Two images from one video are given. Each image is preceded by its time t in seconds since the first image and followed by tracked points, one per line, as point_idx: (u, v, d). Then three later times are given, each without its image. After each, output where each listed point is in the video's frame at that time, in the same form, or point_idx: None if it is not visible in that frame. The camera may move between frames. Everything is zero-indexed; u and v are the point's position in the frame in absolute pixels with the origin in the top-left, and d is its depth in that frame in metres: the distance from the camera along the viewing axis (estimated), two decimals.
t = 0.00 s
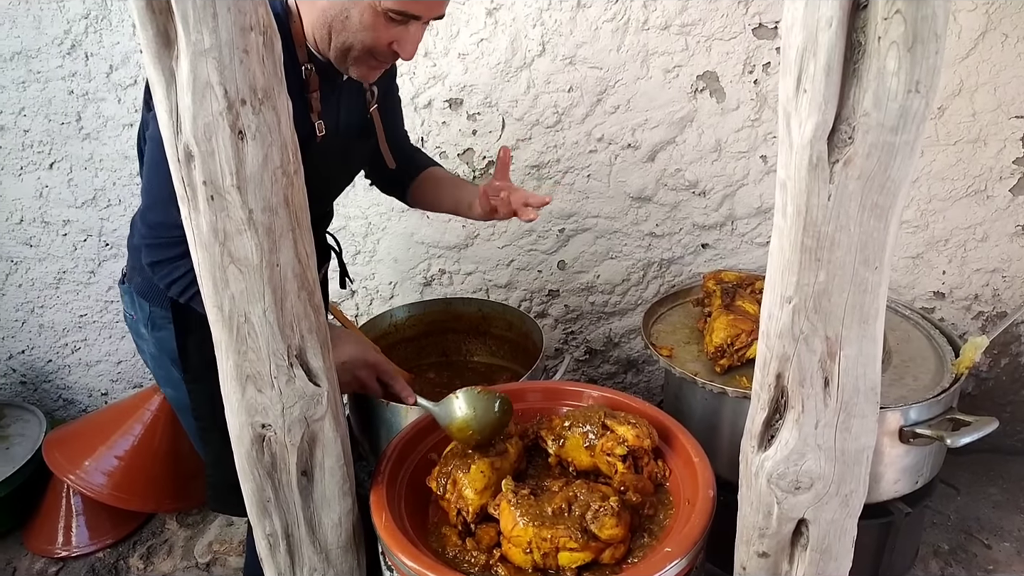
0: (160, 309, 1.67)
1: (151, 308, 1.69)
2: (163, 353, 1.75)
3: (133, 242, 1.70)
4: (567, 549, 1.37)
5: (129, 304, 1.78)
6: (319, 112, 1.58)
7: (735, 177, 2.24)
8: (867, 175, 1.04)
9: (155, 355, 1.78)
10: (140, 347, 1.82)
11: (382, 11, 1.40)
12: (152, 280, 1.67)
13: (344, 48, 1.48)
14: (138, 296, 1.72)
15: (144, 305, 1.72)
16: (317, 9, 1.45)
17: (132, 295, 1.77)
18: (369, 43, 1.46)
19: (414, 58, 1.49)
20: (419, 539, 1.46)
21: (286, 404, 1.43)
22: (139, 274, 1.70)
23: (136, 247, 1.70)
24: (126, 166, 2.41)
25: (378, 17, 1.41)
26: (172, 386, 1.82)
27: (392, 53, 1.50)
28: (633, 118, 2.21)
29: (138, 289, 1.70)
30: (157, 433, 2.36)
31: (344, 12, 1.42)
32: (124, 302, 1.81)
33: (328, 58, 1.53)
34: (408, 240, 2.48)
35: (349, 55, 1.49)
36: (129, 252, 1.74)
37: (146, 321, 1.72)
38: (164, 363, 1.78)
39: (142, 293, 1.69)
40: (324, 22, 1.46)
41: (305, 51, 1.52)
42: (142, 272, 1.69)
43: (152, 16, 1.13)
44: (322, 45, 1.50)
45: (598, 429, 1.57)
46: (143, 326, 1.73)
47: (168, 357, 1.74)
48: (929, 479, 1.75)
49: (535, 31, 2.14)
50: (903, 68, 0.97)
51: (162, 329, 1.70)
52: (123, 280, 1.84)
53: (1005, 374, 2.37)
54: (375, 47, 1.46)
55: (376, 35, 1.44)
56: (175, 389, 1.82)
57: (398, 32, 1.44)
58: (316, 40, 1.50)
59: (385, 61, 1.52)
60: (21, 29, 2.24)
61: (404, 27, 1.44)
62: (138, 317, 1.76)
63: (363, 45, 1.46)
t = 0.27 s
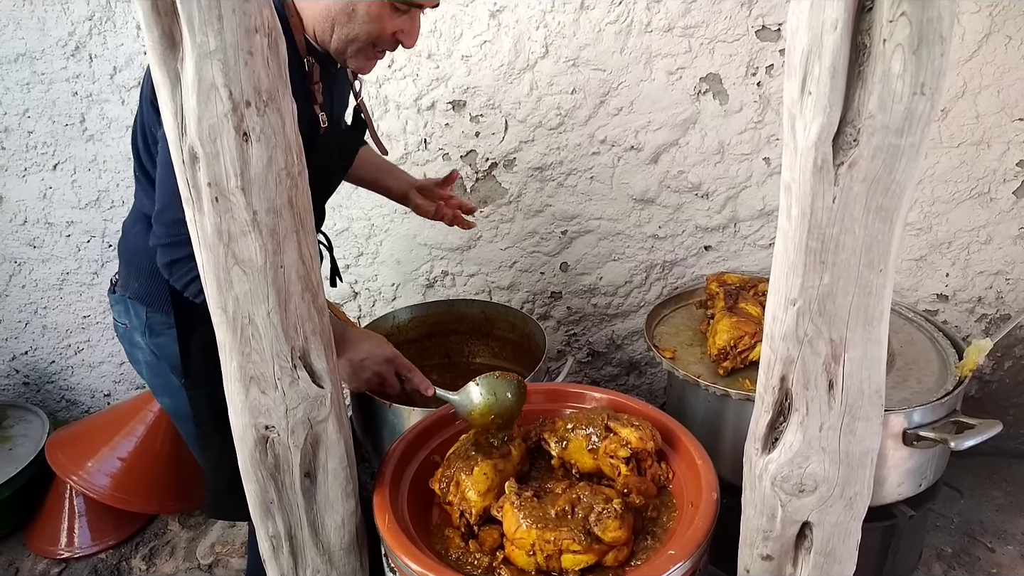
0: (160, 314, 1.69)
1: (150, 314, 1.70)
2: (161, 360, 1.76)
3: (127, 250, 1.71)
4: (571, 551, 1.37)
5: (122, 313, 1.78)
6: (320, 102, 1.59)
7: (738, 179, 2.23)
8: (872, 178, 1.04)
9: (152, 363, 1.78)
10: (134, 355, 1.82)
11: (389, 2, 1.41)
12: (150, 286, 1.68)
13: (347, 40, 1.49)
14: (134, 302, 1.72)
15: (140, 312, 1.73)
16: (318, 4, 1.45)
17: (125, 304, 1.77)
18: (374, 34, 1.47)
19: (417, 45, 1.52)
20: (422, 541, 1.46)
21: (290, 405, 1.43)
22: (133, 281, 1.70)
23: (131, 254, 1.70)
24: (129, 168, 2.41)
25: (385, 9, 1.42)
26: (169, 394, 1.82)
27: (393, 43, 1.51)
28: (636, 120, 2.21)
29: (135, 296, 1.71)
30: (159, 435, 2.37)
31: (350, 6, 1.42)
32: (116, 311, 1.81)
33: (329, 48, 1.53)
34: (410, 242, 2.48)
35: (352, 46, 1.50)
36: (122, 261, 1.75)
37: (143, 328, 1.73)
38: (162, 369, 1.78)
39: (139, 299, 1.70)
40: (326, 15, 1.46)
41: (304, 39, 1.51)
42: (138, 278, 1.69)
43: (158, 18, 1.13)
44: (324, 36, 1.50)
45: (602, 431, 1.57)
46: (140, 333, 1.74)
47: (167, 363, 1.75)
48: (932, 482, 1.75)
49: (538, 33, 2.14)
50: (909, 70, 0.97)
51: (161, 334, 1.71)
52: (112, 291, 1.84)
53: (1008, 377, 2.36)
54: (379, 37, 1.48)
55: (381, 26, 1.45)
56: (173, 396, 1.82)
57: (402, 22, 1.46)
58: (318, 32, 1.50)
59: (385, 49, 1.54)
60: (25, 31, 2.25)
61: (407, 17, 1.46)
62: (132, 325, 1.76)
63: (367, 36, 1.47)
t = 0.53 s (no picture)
0: (163, 313, 1.70)
1: (151, 314, 1.70)
2: (161, 361, 1.73)
3: (123, 253, 1.69)
4: (572, 551, 1.37)
5: (118, 317, 1.76)
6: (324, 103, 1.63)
7: (740, 180, 2.24)
8: (874, 178, 1.04)
9: (151, 365, 1.75)
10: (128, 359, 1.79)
11: (406, 19, 1.48)
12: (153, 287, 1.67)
13: (362, 51, 1.55)
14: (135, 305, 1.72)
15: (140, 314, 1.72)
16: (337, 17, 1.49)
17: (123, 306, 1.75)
18: (389, 46, 1.54)
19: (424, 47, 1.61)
20: (423, 540, 1.46)
21: (291, 404, 1.43)
22: (132, 285, 1.69)
23: (127, 257, 1.69)
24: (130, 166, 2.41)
25: (402, 24, 1.49)
26: (168, 394, 1.77)
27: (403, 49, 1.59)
28: (637, 121, 2.21)
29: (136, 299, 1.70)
30: (160, 434, 2.37)
31: (368, 23, 1.48)
32: (110, 316, 1.78)
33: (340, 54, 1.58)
34: (411, 242, 2.48)
35: (366, 56, 1.57)
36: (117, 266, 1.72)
37: (143, 329, 1.71)
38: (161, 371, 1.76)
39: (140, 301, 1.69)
40: (345, 29, 1.50)
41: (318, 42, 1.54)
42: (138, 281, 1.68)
43: (161, 17, 1.13)
44: (337, 46, 1.55)
45: (603, 430, 1.57)
46: (140, 336, 1.73)
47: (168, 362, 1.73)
48: (933, 482, 1.75)
49: (540, 32, 2.14)
50: (912, 72, 0.97)
51: (164, 335, 1.71)
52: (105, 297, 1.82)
53: (1009, 378, 2.36)
54: (393, 48, 1.55)
55: (397, 39, 1.53)
56: (173, 396, 1.77)
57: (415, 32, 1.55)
58: (330, 41, 1.54)
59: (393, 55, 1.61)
60: (27, 29, 2.25)
61: (417, 25, 1.53)
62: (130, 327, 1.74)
63: (382, 48, 1.54)
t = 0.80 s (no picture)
0: (164, 321, 1.64)
1: (151, 323, 1.64)
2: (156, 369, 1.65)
3: (121, 261, 1.62)
4: (572, 552, 1.37)
5: (106, 324, 1.66)
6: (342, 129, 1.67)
7: (740, 181, 2.24)
8: (875, 180, 1.04)
9: (145, 374, 1.65)
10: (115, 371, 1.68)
11: (427, 56, 1.70)
12: (157, 297, 1.61)
13: (384, 84, 1.73)
14: (131, 313, 1.64)
15: (136, 322, 1.64)
16: (364, 56, 1.64)
17: (114, 314, 1.66)
18: (410, 78, 1.73)
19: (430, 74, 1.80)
20: (424, 541, 1.46)
21: (292, 405, 1.43)
22: (132, 294, 1.62)
23: (128, 265, 1.62)
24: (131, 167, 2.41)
25: (423, 60, 1.70)
26: (163, 399, 1.68)
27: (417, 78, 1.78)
28: (638, 121, 2.21)
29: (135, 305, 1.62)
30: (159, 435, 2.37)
31: (396, 61, 1.66)
32: (96, 326, 1.68)
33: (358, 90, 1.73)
34: (412, 242, 2.48)
35: (388, 88, 1.74)
36: (110, 274, 1.64)
37: (139, 337, 1.63)
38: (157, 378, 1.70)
39: (140, 310, 1.62)
40: (372, 67, 1.66)
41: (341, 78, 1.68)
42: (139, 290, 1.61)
43: (162, 18, 1.13)
44: (362, 79, 1.69)
45: (603, 431, 1.57)
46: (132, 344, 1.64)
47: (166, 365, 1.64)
48: (933, 484, 1.75)
49: (540, 33, 2.14)
50: (912, 73, 0.97)
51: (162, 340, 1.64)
52: (87, 308, 1.71)
53: (1009, 379, 2.36)
54: (412, 79, 1.74)
55: (417, 72, 1.73)
56: (169, 400, 1.67)
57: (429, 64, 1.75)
58: (355, 76, 1.68)
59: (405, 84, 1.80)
60: (27, 30, 2.25)
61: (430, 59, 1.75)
62: (121, 334, 1.64)
63: (404, 80, 1.73)
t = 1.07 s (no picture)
0: (174, 327, 1.64)
1: (160, 329, 1.63)
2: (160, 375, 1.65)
3: (133, 268, 1.59)
4: (572, 550, 1.37)
5: (111, 331, 1.62)
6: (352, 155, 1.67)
7: (740, 179, 2.24)
8: (876, 178, 1.04)
9: (149, 377, 1.65)
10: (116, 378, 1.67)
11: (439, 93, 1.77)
12: (173, 307, 1.61)
13: (398, 117, 1.80)
14: (141, 320, 1.62)
15: (144, 328, 1.63)
16: (383, 93, 1.73)
17: (120, 322, 1.62)
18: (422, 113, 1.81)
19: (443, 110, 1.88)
20: (424, 539, 1.46)
21: (293, 403, 1.43)
22: (147, 303, 1.59)
23: (141, 275, 1.59)
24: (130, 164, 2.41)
25: (436, 97, 1.78)
26: (168, 400, 1.67)
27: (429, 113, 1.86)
28: (638, 119, 2.21)
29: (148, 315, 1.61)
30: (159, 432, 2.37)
31: (411, 96, 1.74)
32: (97, 334, 1.64)
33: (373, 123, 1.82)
34: (411, 240, 2.48)
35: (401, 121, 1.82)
36: (117, 282, 1.59)
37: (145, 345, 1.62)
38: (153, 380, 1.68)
39: (155, 319, 1.61)
40: (389, 103, 1.75)
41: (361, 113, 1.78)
42: (155, 299, 1.60)
43: (162, 15, 1.12)
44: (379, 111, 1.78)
45: (603, 429, 1.57)
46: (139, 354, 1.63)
47: (175, 366, 1.65)
48: (933, 482, 1.75)
49: (540, 31, 2.14)
50: (913, 72, 0.97)
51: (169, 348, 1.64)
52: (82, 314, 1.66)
53: (1009, 377, 2.36)
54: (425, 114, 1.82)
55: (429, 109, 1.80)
56: (175, 402, 1.67)
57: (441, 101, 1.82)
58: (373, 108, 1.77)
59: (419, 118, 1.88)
60: (26, 27, 2.24)
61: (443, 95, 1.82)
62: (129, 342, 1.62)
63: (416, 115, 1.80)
